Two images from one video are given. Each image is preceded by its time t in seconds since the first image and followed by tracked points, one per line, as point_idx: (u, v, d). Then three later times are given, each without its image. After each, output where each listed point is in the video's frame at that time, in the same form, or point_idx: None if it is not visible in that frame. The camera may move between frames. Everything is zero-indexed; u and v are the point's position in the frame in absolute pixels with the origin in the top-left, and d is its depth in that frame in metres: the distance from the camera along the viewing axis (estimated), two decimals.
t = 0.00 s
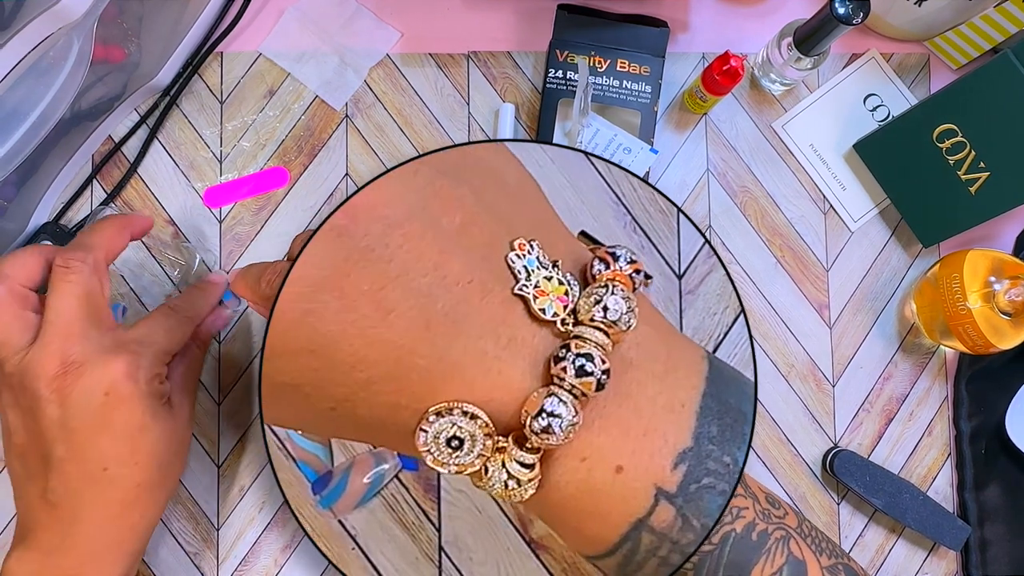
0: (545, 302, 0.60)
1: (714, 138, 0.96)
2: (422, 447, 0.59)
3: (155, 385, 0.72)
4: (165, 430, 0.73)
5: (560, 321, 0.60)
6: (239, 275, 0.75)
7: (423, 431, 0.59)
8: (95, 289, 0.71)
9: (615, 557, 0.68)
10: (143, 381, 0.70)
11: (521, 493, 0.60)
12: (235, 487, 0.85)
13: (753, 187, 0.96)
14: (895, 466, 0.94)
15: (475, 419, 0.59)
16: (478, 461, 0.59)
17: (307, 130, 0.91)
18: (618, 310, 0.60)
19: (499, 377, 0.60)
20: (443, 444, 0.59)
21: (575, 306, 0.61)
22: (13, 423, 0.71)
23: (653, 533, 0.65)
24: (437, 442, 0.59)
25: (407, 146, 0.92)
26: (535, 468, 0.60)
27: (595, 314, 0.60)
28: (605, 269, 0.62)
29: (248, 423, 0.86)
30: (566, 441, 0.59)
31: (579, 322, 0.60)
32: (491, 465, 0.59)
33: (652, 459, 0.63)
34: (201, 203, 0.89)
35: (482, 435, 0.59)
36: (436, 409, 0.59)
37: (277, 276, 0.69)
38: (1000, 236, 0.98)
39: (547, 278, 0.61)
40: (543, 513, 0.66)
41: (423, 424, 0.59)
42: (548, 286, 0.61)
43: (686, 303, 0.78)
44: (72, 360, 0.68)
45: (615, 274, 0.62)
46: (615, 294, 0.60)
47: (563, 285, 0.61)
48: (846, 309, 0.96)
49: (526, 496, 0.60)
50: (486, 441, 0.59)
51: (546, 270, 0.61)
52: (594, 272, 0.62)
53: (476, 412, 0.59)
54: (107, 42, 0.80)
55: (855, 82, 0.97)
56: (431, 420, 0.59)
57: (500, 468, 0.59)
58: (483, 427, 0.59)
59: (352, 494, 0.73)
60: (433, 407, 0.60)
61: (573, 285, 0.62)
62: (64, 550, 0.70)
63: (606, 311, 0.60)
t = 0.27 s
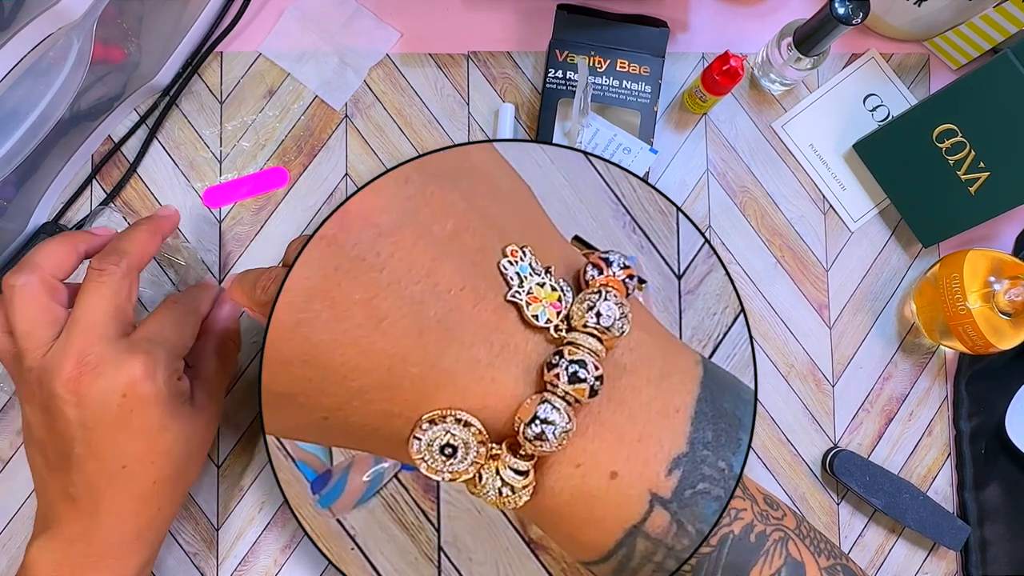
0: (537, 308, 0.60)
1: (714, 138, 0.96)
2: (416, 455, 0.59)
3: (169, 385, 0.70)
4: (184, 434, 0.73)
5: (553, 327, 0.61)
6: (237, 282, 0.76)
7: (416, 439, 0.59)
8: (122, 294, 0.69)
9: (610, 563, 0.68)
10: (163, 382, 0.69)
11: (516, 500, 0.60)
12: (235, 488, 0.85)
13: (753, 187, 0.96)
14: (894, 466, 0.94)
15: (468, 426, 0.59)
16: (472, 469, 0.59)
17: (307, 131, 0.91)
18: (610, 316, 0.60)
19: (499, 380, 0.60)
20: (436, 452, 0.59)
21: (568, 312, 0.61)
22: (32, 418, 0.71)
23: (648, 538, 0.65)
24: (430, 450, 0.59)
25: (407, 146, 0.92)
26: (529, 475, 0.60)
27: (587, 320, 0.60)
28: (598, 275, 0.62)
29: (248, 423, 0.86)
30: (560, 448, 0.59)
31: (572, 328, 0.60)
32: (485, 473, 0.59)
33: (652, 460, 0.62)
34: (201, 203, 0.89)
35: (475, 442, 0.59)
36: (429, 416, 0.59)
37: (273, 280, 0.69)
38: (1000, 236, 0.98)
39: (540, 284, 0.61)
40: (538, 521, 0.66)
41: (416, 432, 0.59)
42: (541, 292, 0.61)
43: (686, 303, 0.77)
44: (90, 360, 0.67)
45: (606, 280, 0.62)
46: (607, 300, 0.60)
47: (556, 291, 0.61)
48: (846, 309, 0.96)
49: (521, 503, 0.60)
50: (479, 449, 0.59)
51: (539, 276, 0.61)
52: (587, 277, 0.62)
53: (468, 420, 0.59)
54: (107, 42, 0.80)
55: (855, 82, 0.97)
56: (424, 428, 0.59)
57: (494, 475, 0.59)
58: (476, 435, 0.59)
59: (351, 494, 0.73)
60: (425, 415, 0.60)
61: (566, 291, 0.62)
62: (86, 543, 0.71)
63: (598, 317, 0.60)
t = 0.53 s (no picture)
0: (552, 302, 0.60)
1: (713, 138, 0.96)
2: (430, 451, 0.58)
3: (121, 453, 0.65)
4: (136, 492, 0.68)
5: (567, 322, 0.60)
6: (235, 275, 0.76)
7: (432, 435, 0.59)
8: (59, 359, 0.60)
9: (622, 563, 0.67)
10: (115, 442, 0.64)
11: (530, 498, 0.59)
12: (234, 488, 0.85)
13: (753, 187, 0.96)
14: (894, 466, 0.94)
15: (485, 421, 0.58)
16: (487, 465, 0.58)
17: (307, 130, 0.91)
18: (624, 311, 0.60)
19: (513, 375, 0.60)
20: (452, 448, 0.58)
21: (582, 307, 0.61)
22: None
23: (662, 536, 0.65)
24: (446, 446, 0.58)
25: (407, 146, 0.92)
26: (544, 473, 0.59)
27: (603, 314, 0.60)
28: (610, 270, 0.62)
29: (248, 423, 0.86)
30: (578, 442, 0.58)
31: (587, 322, 0.60)
32: (501, 470, 0.58)
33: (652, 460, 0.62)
34: (201, 203, 0.89)
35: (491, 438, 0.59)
36: (445, 412, 0.59)
37: (278, 270, 0.69)
38: (1000, 236, 0.98)
39: (554, 278, 0.61)
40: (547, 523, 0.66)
41: (431, 428, 0.59)
42: (555, 286, 0.61)
43: (686, 303, 0.77)
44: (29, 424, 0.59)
45: (620, 276, 0.62)
46: (622, 294, 0.60)
47: (570, 285, 0.61)
48: (846, 309, 0.96)
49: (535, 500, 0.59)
50: (495, 444, 0.58)
51: (553, 270, 0.62)
52: (599, 272, 0.62)
53: (485, 414, 0.59)
54: (107, 42, 0.80)
55: (855, 82, 0.97)
56: (440, 424, 0.58)
57: (509, 472, 0.58)
58: (492, 430, 0.58)
59: (351, 494, 0.73)
60: (439, 412, 0.59)
61: (580, 286, 0.62)
62: None
63: (613, 310, 0.60)
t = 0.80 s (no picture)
0: (556, 311, 0.61)
1: (714, 138, 0.96)
2: (441, 465, 0.58)
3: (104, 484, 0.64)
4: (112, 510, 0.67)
5: (571, 329, 0.61)
6: (220, 299, 0.75)
7: (442, 449, 0.59)
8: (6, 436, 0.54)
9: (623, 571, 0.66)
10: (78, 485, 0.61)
11: (540, 509, 0.60)
12: (234, 488, 0.85)
13: (753, 187, 0.96)
14: (894, 466, 0.94)
15: (495, 434, 0.58)
16: (498, 478, 0.58)
17: (307, 130, 0.91)
18: (626, 315, 0.61)
19: (517, 379, 0.60)
20: (463, 461, 0.58)
21: (585, 313, 0.61)
22: None
23: (664, 543, 0.64)
24: (456, 459, 0.58)
25: (407, 146, 0.92)
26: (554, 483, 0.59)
27: (606, 320, 0.60)
28: (610, 275, 0.62)
29: (248, 423, 0.86)
30: (589, 450, 0.59)
31: (590, 329, 0.61)
32: (511, 481, 0.59)
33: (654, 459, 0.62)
34: (201, 203, 0.89)
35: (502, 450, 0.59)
36: (455, 425, 0.59)
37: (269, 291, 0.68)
38: (1000, 236, 0.98)
39: (556, 286, 0.62)
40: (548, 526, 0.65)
41: (442, 442, 0.59)
42: (558, 295, 0.62)
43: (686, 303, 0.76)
44: None
45: (618, 280, 0.62)
46: (624, 299, 0.61)
47: (572, 293, 0.62)
48: (846, 309, 0.95)
49: (546, 510, 0.59)
50: (506, 456, 0.58)
51: (554, 279, 0.62)
52: (599, 277, 0.62)
53: (495, 426, 0.59)
54: (106, 42, 0.80)
55: (855, 82, 0.97)
56: (451, 438, 0.58)
57: (520, 484, 0.59)
58: (503, 442, 0.58)
59: (350, 495, 0.73)
60: (450, 425, 0.59)
61: (581, 292, 0.62)
62: None
63: (617, 316, 0.61)
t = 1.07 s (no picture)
0: (551, 309, 0.60)
1: (714, 138, 0.96)
2: (436, 462, 0.58)
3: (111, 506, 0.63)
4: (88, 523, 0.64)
5: (567, 328, 0.61)
6: (222, 302, 0.75)
7: (437, 446, 0.58)
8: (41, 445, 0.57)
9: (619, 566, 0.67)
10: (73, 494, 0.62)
11: (534, 506, 0.60)
12: (234, 488, 0.85)
13: (753, 187, 0.96)
14: (894, 466, 0.94)
15: (490, 432, 0.58)
16: (492, 476, 0.58)
17: (307, 131, 0.91)
18: (622, 314, 0.60)
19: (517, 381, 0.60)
20: (458, 459, 0.58)
21: (581, 312, 0.61)
22: None
23: (660, 539, 0.65)
24: (451, 457, 0.58)
25: (407, 146, 0.92)
26: (548, 480, 0.59)
27: (603, 319, 0.60)
28: (606, 273, 0.62)
29: (248, 423, 0.86)
30: (583, 448, 0.59)
31: (586, 328, 0.60)
32: (505, 479, 0.58)
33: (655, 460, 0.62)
34: (201, 203, 0.89)
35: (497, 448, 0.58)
36: (450, 423, 0.58)
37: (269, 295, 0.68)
38: (1000, 236, 0.98)
39: (551, 284, 0.61)
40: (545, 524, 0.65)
41: (437, 440, 0.58)
42: (553, 293, 0.61)
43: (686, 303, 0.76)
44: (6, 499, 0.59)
45: (614, 279, 0.62)
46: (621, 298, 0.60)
47: (567, 291, 0.61)
48: (846, 309, 0.96)
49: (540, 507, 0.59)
50: (501, 455, 0.58)
51: (550, 277, 0.62)
52: (595, 275, 0.62)
53: (490, 425, 0.58)
54: (106, 41, 0.81)
55: (855, 82, 0.97)
56: (446, 436, 0.58)
57: (514, 481, 0.59)
58: (498, 441, 0.58)
59: (351, 494, 0.73)
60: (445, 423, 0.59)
61: (577, 291, 0.62)
62: None
63: (613, 315, 0.60)
